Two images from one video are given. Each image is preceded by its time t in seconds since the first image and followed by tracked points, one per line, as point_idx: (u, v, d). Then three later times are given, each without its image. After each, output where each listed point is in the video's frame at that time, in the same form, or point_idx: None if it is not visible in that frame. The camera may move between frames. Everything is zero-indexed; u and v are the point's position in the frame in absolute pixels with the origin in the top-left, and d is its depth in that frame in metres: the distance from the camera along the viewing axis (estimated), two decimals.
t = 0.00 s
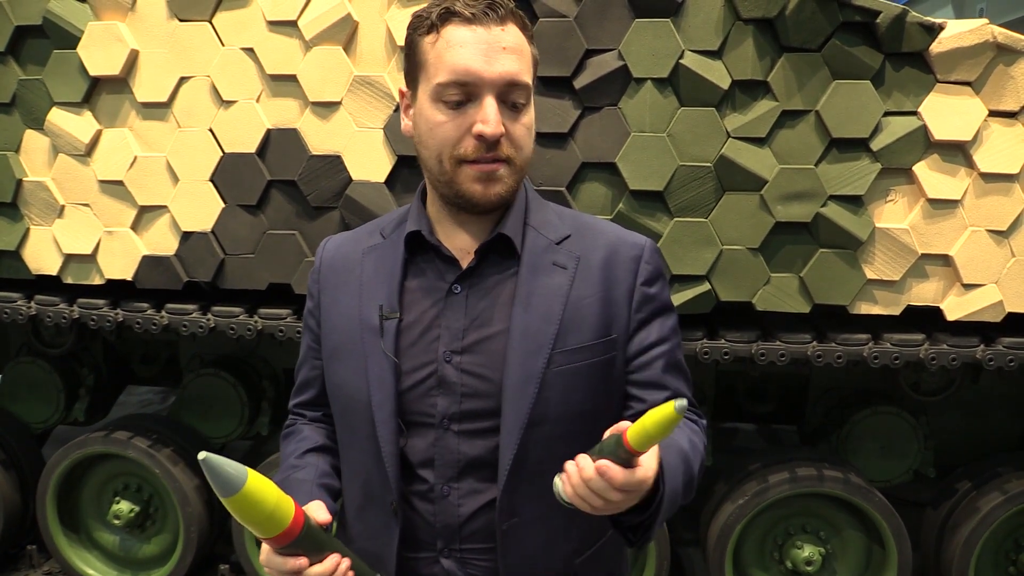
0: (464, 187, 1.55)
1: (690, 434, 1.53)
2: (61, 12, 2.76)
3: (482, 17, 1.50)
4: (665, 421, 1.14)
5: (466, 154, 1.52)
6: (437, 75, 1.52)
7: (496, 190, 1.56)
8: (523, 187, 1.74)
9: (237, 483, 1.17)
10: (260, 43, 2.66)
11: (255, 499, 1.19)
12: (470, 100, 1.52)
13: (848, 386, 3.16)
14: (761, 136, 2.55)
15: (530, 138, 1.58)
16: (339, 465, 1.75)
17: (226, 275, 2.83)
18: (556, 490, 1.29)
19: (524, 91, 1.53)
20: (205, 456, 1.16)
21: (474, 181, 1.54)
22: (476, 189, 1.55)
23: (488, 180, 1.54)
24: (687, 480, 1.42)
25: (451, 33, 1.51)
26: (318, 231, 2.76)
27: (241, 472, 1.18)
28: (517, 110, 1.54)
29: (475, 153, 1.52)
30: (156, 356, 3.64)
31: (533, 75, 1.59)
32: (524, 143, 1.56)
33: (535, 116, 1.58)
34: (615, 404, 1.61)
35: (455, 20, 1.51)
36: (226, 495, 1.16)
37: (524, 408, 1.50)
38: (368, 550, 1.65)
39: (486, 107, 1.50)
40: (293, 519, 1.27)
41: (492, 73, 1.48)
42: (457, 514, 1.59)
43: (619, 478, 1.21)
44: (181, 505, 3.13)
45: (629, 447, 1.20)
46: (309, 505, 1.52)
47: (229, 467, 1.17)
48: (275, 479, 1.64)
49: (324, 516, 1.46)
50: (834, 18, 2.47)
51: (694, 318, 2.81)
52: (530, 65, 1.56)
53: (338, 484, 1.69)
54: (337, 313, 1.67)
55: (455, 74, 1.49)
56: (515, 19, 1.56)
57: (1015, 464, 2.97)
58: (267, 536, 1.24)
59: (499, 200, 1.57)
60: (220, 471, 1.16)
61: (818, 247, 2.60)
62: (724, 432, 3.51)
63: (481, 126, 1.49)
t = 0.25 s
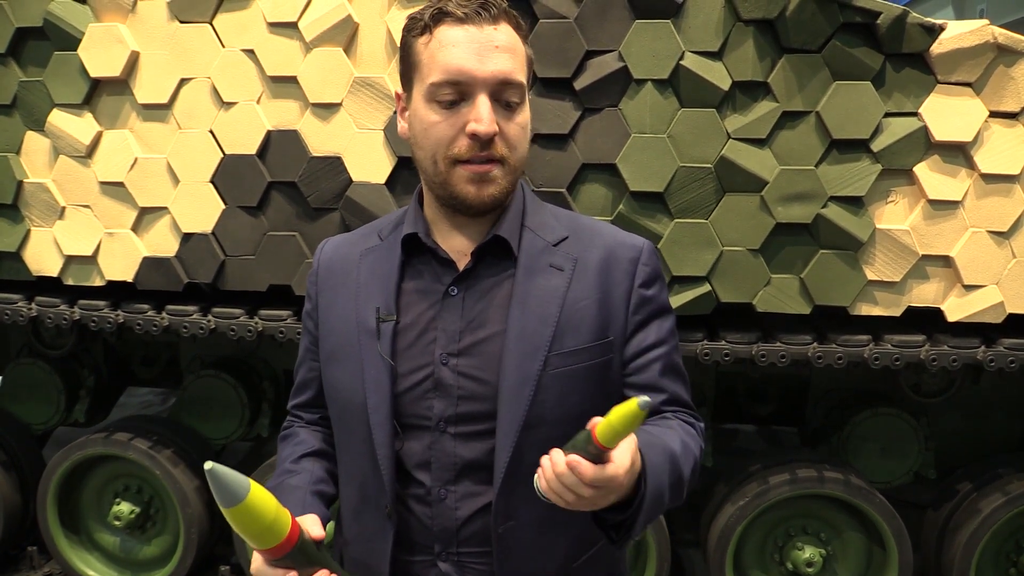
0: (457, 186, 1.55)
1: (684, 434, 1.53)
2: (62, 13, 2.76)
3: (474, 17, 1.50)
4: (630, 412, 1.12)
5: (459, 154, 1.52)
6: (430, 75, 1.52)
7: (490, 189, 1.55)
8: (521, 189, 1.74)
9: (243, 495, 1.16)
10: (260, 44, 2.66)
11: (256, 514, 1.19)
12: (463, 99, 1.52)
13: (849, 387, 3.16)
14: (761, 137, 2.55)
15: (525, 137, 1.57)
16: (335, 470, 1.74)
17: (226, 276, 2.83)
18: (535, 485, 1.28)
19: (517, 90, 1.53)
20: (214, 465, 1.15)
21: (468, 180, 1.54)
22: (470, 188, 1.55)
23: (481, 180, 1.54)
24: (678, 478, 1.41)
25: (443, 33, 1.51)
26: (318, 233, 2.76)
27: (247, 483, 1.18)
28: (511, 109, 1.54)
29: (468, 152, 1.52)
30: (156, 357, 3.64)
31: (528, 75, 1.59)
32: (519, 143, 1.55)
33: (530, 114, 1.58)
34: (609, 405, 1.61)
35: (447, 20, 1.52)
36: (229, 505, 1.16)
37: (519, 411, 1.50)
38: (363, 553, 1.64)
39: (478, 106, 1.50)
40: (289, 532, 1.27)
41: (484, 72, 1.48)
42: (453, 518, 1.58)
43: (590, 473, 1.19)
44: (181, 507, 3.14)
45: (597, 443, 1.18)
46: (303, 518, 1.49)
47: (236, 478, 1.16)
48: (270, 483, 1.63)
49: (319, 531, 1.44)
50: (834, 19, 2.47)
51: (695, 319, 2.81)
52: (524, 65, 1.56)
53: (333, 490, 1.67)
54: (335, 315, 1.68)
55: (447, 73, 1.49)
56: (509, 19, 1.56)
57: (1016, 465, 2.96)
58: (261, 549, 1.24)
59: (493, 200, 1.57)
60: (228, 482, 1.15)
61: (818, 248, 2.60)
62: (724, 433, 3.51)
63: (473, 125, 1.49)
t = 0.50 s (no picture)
0: (444, 192, 1.56)
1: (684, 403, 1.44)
2: (62, 15, 2.76)
3: (464, 22, 1.50)
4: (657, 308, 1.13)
5: (445, 158, 1.53)
6: (418, 78, 1.53)
7: (476, 198, 1.56)
8: (517, 189, 1.73)
9: (250, 510, 1.18)
10: (260, 46, 2.67)
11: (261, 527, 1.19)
12: (451, 103, 1.52)
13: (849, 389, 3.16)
14: (761, 138, 2.55)
15: (514, 143, 1.56)
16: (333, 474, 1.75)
17: (227, 278, 2.83)
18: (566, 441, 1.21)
19: (507, 95, 1.52)
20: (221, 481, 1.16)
21: (453, 187, 1.54)
22: (456, 196, 1.56)
23: (466, 187, 1.54)
24: (679, 448, 1.34)
25: (432, 36, 1.51)
26: (318, 234, 2.76)
27: (253, 499, 1.19)
28: (499, 113, 1.53)
29: (454, 158, 1.52)
30: (156, 358, 3.64)
31: (520, 78, 1.58)
32: (506, 147, 1.54)
33: (521, 118, 1.56)
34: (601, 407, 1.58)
35: (437, 23, 1.52)
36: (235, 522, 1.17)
37: (510, 409, 1.49)
38: (358, 556, 1.63)
39: (464, 113, 1.50)
40: (292, 543, 1.28)
41: (471, 77, 1.48)
42: (449, 520, 1.57)
43: (614, 373, 1.14)
44: (181, 508, 3.14)
45: (632, 315, 1.13)
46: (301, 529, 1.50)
47: (243, 495, 1.17)
48: (269, 488, 1.65)
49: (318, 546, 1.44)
50: (835, 21, 2.47)
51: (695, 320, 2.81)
52: (515, 69, 1.55)
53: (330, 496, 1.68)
54: (331, 316, 1.68)
55: (433, 78, 1.49)
56: (501, 23, 1.55)
57: (1016, 467, 2.97)
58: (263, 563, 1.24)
59: (479, 208, 1.57)
60: (236, 498, 1.16)
61: (818, 250, 2.60)
62: (724, 434, 3.51)
63: (458, 131, 1.49)
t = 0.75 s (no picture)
0: (439, 191, 1.55)
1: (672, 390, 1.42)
2: (62, 16, 2.76)
3: (460, 21, 1.50)
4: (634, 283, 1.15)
5: (440, 158, 1.53)
6: (414, 78, 1.53)
7: (470, 197, 1.55)
8: (514, 190, 1.73)
9: (261, 546, 1.22)
10: (260, 47, 2.66)
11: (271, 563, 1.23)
12: (447, 103, 1.52)
13: (849, 389, 3.16)
14: (761, 139, 2.55)
15: (511, 141, 1.55)
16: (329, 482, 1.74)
17: (227, 279, 2.83)
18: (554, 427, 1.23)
19: (504, 94, 1.52)
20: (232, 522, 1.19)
21: (449, 186, 1.54)
22: (451, 194, 1.55)
23: (462, 186, 1.54)
24: (665, 438, 1.32)
25: (428, 36, 1.52)
26: (318, 234, 2.76)
27: (263, 534, 1.24)
28: (496, 113, 1.53)
29: (449, 157, 1.52)
30: (156, 359, 3.64)
31: (517, 78, 1.58)
32: (503, 147, 1.54)
33: (518, 118, 1.56)
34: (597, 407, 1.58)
35: (433, 23, 1.52)
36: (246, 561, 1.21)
37: (504, 411, 1.49)
38: (355, 557, 1.63)
39: (460, 111, 1.49)
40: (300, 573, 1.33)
41: (467, 76, 1.48)
42: (445, 522, 1.57)
43: (594, 352, 1.13)
44: (181, 509, 3.14)
45: (611, 295, 1.15)
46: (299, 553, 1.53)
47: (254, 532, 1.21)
48: (266, 495, 1.66)
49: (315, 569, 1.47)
50: (835, 21, 2.47)
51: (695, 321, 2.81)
52: (512, 69, 1.55)
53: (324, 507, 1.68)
54: (327, 318, 1.68)
55: (430, 77, 1.49)
56: (498, 23, 1.55)
57: (1017, 466, 2.97)
58: None
59: (473, 207, 1.57)
60: (247, 536, 1.20)
61: (818, 250, 2.60)
62: (725, 435, 3.51)
63: (453, 129, 1.49)
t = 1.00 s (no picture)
0: (445, 190, 1.54)
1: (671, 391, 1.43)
2: (62, 17, 2.77)
3: (460, 20, 1.51)
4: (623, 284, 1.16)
5: (446, 157, 1.52)
6: (417, 78, 1.53)
7: (478, 193, 1.54)
8: (511, 191, 1.73)
9: (258, 551, 1.22)
10: (260, 48, 2.67)
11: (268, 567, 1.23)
12: (450, 103, 1.52)
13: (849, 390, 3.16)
14: (761, 139, 2.55)
15: (513, 139, 1.56)
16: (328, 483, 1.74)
17: (227, 280, 2.83)
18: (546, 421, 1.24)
19: (505, 92, 1.53)
20: (228, 527, 1.19)
21: (455, 184, 1.53)
22: (458, 192, 1.54)
23: (469, 183, 1.53)
24: (662, 438, 1.32)
25: (428, 36, 1.52)
26: (318, 235, 2.76)
27: (259, 539, 1.24)
28: (498, 112, 1.53)
29: (456, 156, 1.51)
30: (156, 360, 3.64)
31: (516, 78, 1.59)
32: (506, 146, 1.54)
33: (518, 117, 1.57)
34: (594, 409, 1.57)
35: (433, 23, 1.53)
36: (242, 566, 1.20)
37: (501, 413, 1.49)
38: (353, 560, 1.63)
39: (465, 110, 1.49)
40: None
41: (471, 75, 1.48)
42: (442, 524, 1.57)
43: (587, 350, 1.13)
44: (181, 510, 3.14)
45: (606, 293, 1.16)
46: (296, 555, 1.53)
47: (250, 536, 1.21)
48: (265, 498, 1.66)
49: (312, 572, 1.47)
50: (835, 21, 2.47)
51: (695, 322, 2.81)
52: (512, 68, 1.56)
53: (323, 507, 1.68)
54: (325, 320, 1.68)
55: (434, 77, 1.49)
56: (496, 22, 1.56)
57: (1017, 467, 2.97)
58: None
59: (481, 204, 1.56)
60: (244, 541, 1.20)
61: (818, 251, 2.60)
62: (725, 435, 3.51)
63: (460, 128, 1.48)
